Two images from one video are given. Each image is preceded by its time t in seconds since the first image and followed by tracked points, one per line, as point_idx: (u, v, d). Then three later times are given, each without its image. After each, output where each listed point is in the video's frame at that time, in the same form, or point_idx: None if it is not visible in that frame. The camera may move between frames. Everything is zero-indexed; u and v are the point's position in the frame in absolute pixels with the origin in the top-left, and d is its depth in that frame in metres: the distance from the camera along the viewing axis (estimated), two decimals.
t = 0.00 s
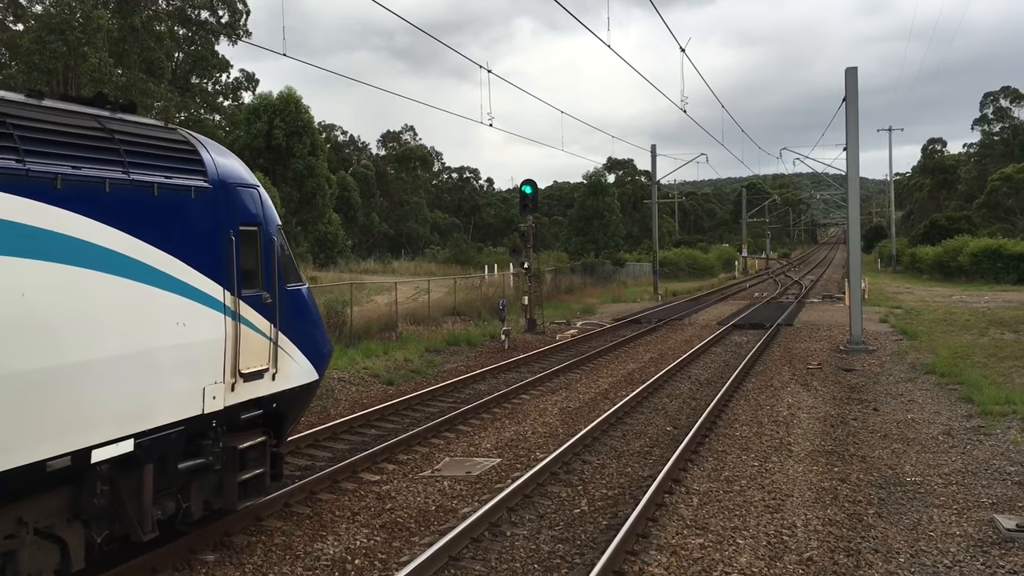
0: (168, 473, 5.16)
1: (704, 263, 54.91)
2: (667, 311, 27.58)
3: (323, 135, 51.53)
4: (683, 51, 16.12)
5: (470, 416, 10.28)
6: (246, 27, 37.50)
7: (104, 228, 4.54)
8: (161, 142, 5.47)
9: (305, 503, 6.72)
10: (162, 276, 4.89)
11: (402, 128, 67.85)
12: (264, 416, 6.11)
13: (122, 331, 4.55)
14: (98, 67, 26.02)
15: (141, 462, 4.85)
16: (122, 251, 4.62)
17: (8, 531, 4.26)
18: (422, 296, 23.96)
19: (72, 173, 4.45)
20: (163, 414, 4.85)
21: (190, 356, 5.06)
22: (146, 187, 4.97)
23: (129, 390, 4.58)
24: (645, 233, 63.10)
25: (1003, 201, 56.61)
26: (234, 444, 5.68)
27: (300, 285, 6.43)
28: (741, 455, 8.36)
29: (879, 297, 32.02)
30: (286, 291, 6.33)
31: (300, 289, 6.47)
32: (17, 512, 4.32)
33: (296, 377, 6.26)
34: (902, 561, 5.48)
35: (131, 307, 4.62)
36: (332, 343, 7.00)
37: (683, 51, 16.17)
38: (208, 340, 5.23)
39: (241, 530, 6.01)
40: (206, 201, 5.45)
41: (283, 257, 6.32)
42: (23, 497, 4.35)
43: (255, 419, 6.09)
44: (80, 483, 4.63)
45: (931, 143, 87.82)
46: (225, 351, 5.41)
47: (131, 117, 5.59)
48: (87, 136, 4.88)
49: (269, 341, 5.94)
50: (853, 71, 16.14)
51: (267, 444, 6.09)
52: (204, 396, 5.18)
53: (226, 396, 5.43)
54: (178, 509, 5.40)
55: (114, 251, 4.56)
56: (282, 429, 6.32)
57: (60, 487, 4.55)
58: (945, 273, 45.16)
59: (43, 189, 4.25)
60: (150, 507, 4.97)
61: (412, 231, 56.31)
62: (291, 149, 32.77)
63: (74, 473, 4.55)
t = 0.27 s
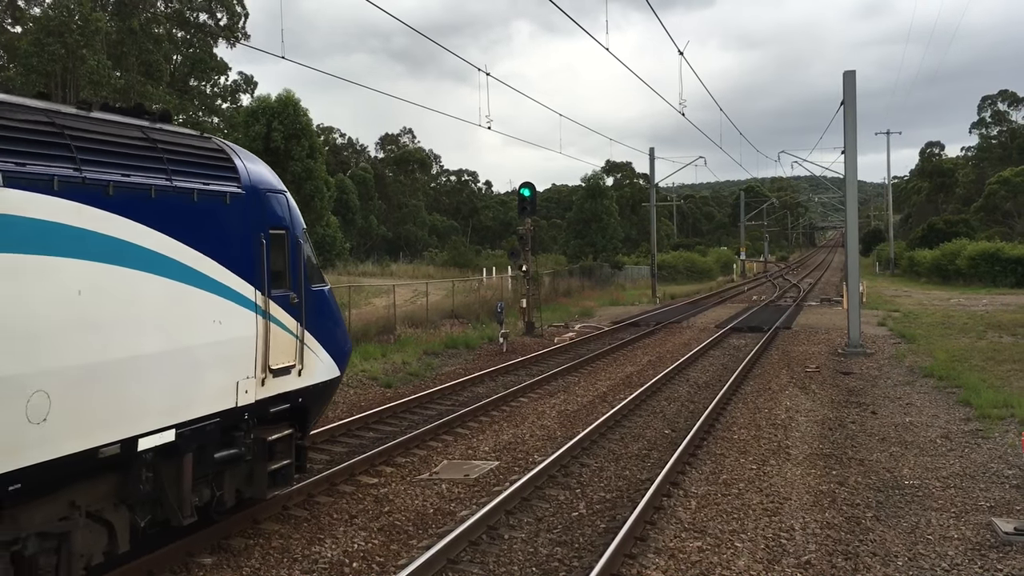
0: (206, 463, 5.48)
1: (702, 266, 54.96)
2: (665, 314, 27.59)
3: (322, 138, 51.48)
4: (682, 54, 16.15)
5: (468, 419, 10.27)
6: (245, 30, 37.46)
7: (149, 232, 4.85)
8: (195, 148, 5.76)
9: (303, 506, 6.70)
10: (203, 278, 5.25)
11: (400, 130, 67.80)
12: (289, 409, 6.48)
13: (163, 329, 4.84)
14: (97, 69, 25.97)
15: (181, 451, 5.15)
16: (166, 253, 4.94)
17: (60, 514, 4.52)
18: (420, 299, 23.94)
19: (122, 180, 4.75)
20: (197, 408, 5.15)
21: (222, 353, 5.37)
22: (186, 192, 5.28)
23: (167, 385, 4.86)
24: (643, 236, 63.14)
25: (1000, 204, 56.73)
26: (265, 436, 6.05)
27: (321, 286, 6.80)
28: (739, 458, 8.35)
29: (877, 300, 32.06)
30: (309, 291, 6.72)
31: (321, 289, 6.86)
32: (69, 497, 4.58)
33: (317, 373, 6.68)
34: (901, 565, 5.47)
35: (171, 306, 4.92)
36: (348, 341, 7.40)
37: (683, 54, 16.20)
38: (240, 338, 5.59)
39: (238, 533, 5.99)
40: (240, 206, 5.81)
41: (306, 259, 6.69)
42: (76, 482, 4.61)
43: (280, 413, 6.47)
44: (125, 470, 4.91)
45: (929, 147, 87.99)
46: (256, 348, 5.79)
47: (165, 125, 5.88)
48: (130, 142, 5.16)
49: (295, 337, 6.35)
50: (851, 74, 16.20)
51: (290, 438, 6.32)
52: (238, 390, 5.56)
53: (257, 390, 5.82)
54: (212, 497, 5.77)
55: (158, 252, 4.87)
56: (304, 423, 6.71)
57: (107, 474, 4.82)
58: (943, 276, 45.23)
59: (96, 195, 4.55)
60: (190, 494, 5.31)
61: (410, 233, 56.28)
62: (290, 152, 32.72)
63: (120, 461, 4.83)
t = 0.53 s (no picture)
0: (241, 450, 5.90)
1: (702, 267, 54.92)
2: (665, 316, 27.56)
3: (321, 139, 51.44)
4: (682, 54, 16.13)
5: (468, 420, 10.28)
6: (245, 31, 37.48)
7: (191, 234, 5.18)
8: (231, 155, 6.09)
9: (303, 507, 6.70)
10: (240, 278, 5.59)
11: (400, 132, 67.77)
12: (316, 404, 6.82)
13: (203, 326, 5.19)
14: (97, 71, 25.95)
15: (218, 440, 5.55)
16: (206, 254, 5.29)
17: (113, 497, 4.92)
18: (420, 301, 23.91)
19: (169, 186, 5.10)
20: (235, 400, 5.50)
21: (257, 349, 5.71)
22: (223, 196, 5.61)
23: (207, 377, 5.21)
24: (643, 238, 63.10)
25: (1000, 206, 56.73)
26: (293, 428, 6.48)
27: (346, 284, 7.13)
28: (739, 460, 8.35)
29: (877, 302, 32.02)
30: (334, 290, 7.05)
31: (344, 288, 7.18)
32: (120, 481, 4.98)
33: (343, 368, 7.00)
34: (900, 566, 5.48)
35: (211, 304, 5.27)
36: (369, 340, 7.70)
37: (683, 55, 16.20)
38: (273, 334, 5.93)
39: (238, 534, 5.98)
40: (271, 209, 6.14)
41: (331, 259, 7.02)
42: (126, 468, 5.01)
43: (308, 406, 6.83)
44: (169, 457, 5.31)
45: (929, 148, 87.98)
46: (287, 343, 6.12)
47: (202, 133, 6.22)
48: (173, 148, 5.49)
49: (323, 333, 6.67)
50: (850, 76, 16.20)
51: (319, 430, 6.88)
52: (271, 383, 5.89)
53: (288, 383, 6.13)
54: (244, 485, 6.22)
55: (200, 254, 5.22)
56: (331, 416, 7.08)
57: (153, 460, 5.22)
58: (943, 278, 45.21)
59: (147, 199, 4.90)
60: (226, 481, 5.74)
61: (410, 235, 56.26)
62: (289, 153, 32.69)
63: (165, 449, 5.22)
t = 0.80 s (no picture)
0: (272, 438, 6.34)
1: (702, 266, 54.92)
2: (665, 314, 27.56)
3: (321, 137, 51.37)
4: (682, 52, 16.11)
5: (468, 418, 10.28)
6: (245, 30, 37.43)
7: (228, 233, 5.52)
8: (265, 159, 6.42)
9: (303, 506, 6.69)
10: (273, 275, 5.97)
11: (399, 130, 67.65)
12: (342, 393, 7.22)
13: (241, 320, 5.56)
14: (97, 70, 25.90)
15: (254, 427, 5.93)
16: (241, 251, 5.63)
17: (160, 479, 5.28)
18: (420, 299, 23.90)
19: (211, 190, 5.43)
20: (266, 388, 5.85)
21: (288, 342, 6.10)
22: (258, 199, 5.96)
23: (243, 369, 5.59)
24: (643, 236, 63.06)
25: (1000, 204, 56.68)
26: (319, 417, 6.94)
27: (367, 282, 7.50)
28: (739, 458, 8.35)
29: (877, 300, 32.01)
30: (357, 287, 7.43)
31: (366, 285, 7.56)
32: (166, 465, 5.33)
33: (365, 361, 7.39)
34: (900, 564, 5.47)
35: (244, 299, 5.61)
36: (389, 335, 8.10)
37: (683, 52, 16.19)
38: (302, 328, 6.31)
39: (237, 533, 5.98)
40: (302, 211, 6.51)
41: (355, 259, 7.39)
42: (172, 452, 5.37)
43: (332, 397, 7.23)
44: (208, 444, 5.68)
45: (929, 146, 87.88)
46: (315, 337, 6.51)
47: (236, 138, 6.56)
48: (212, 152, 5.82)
49: (348, 328, 7.06)
50: (850, 74, 16.18)
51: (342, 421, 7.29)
52: (301, 375, 6.27)
53: (316, 375, 6.51)
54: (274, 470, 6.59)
55: (241, 255, 5.61)
56: (353, 407, 7.48)
57: (195, 446, 5.58)
58: (943, 276, 45.16)
59: (191, 201, 5.23)
60: (261, 466, 6.21)
61: (410, 234, 56.22)
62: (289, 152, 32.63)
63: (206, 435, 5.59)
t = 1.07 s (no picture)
0: (303, 425, 6.70)
1: (702, 263, 54.90)
2: (665, 311, 27.56)
3: (320, 134, 51.26)
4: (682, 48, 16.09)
5: (467, 415, 10.29)
6: (244, 26, 37.35)
7: (264, 232, 5.92)
8: (296, 160, 6.82)
9: (303, 502, 6.71)
10: (304, 270, 6.39)
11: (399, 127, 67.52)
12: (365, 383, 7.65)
13: (275, 313, 5.97)
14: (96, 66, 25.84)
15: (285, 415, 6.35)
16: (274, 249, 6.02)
17: (201, 461, 5.66)
18: (420, 296, 23.88)
19: (249, 190, 5.83)
20: (296, 378, 6.25)
21: (316, 334, 6.53)
22: (291, 198, 6.37)
23: (277, 360, 5.99)
24: (642, 233, 63.03)
25: (1000, 200, 56.69)
26: (345, 406, 7.34)
27: (389, 277, 7.94)
28: (738, 455, 8.35)
29: (877, 296, 32.00)
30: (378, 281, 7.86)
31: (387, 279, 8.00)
32: (206, 448, 5.72)
33: (385, 352, 7.85)
34: (899, 561, 5.47)
35: (277, 294, 5.99)
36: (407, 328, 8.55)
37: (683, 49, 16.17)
38: (328, 322, 6.73)
39: (237, 530, 5.98)
40: (329, 210, 6.93)
41: (378, 255, 7.83)
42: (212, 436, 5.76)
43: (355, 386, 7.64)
44: (245, 428, 6.04)
45: (930, 143, 87.84)
46: (341, 330, 6.94)
47: (269, 140, 6.96)
48: (248, 154, 6.21)
49: (370, 320, 7.52)
50: (850, 70, 16.16)
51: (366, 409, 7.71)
52: (328, 365, 6.70)
53: (341, 365, 6.94)
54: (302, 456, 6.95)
55: (276, 252, 6.02)
56: (374, 396, 7.92)
57: (232, 431, 5.97)
58: (942, 273, 45.18)
59: (232, 201, 5.63)
60: (292, 450, 6.52)
61: (410, 230, 56.22)
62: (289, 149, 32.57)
63: (244, 421, 5.98)
